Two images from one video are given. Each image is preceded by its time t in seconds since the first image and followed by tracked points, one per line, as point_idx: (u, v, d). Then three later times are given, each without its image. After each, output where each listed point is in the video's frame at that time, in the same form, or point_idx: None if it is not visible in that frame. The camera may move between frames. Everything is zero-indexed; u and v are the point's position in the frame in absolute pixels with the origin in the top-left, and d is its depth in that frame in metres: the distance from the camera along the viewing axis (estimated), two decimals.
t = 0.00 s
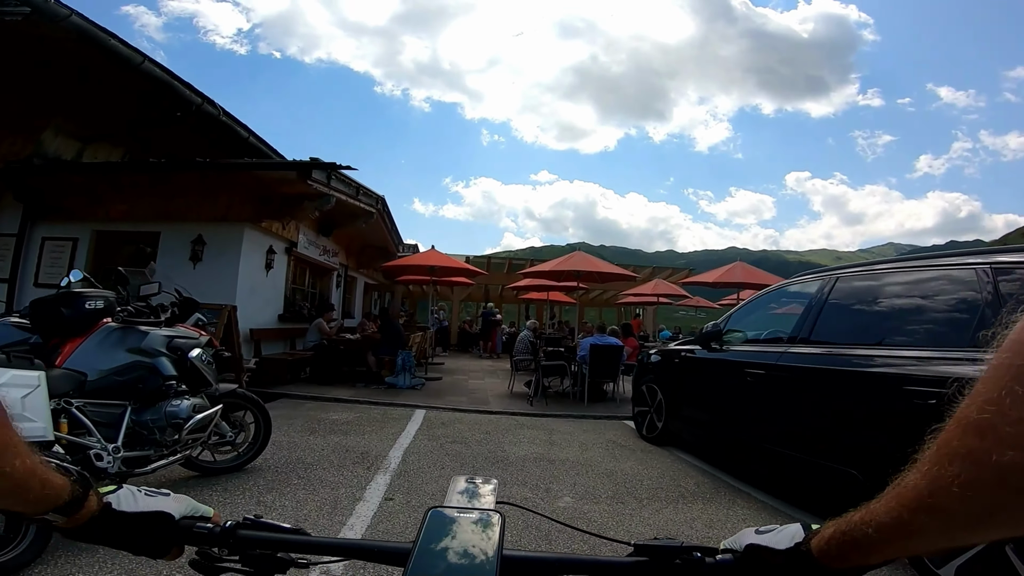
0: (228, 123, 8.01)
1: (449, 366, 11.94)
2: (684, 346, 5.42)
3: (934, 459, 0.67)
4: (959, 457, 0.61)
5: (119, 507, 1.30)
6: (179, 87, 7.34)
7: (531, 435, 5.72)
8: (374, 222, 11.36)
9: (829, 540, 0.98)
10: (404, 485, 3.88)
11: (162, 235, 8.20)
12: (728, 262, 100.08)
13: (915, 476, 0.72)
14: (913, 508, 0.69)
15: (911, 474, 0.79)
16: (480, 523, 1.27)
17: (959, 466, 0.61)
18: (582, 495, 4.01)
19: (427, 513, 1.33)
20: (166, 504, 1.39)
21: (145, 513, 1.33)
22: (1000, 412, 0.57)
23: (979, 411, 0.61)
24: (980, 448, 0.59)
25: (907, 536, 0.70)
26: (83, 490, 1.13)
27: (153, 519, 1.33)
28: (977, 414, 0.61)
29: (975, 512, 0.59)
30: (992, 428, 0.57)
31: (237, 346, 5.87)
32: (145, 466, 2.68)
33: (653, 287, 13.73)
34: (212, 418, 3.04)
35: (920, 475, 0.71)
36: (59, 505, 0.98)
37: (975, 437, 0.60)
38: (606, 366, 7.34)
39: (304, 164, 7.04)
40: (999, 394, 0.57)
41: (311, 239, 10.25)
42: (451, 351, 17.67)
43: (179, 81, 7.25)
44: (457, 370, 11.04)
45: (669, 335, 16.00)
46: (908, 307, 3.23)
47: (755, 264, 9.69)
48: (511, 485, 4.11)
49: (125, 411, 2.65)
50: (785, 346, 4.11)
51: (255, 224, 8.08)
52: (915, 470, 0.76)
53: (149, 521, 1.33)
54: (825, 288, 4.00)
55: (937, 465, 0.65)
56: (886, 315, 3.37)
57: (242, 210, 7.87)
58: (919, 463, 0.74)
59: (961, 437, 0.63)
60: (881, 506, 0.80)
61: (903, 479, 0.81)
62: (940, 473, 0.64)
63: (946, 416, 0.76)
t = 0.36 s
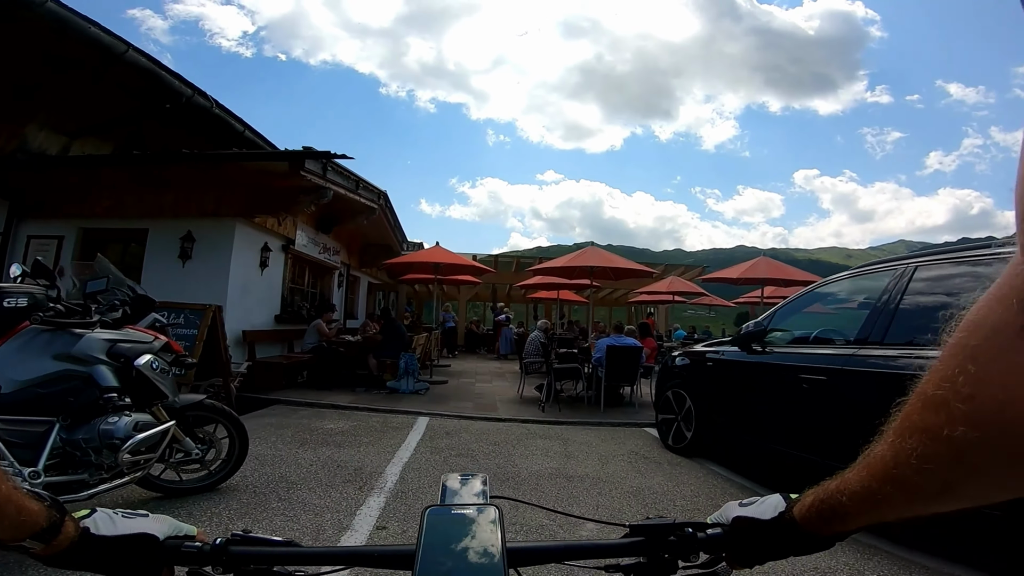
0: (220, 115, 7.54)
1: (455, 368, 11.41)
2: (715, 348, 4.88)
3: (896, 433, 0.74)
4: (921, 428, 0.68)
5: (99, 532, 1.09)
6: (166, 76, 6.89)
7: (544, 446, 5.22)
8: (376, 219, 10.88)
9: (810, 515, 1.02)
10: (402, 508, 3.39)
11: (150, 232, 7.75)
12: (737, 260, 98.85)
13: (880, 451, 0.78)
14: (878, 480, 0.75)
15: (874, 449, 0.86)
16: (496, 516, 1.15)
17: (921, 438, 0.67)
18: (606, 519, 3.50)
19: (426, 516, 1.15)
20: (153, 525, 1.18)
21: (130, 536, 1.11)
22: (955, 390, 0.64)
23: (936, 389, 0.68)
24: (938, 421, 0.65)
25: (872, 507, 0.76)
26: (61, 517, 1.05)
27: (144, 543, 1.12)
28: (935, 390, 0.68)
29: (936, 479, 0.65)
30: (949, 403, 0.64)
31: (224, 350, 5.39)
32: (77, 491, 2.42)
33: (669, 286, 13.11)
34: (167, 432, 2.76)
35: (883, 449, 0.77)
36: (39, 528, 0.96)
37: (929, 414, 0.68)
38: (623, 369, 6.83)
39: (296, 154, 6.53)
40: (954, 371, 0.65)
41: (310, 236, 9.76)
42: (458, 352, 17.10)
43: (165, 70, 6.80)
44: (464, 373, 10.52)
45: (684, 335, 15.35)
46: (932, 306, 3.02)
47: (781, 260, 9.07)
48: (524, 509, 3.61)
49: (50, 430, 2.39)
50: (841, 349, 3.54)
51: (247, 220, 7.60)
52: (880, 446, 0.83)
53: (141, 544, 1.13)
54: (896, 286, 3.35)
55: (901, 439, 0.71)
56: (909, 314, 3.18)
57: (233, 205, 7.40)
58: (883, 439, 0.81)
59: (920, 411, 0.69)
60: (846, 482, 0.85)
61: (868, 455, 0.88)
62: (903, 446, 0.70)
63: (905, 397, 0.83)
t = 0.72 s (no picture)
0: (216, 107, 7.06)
1: (465, 370, 10.89)
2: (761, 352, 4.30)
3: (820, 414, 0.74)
4: (842, 411, 0.68)
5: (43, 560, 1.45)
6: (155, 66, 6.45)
7: (563, 459, 4.71)
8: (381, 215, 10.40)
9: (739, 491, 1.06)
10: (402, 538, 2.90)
11: (140, 229, 7.35)
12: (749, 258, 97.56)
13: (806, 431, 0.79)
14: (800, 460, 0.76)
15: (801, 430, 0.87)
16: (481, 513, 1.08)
17: (841, 423, 0.68)
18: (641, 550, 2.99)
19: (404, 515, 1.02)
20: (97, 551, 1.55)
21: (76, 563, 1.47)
22: (873, 375, 0.65)
23: (853, 375, 0.69)
24: (856, 406, 0.65)
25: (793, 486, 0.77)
26: None
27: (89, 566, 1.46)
28: (854, 375, 0.68)
29: (852, 458, 0.66)
30: (868, 388, 0.65)
31: (212, 354, 4.92)
32: None
33: (689, 284, 12.49)
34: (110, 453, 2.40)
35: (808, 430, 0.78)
36: None
37: (848, 397, 0.67)
38: (646, 371, 6.30)
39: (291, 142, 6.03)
40: (872, 358, 0.66)
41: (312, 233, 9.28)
42: (468, 353, 16.54)
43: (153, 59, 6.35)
44: (474, 375, 9.99)
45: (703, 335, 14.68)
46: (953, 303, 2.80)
47: (813, 253, 8.45)
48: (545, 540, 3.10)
49: None
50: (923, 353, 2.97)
51: (242, 215, 7.15)
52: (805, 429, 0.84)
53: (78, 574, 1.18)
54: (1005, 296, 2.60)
55: (821, 420, 0.72)
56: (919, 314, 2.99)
57: (227, 199, 6.96)
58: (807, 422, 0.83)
59: (841, 394, 0.70)
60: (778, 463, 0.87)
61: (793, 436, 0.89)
62: (824, 427, 0.71)
63: (829, 385, 0.85)
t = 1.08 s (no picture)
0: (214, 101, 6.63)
1: (470, 376, 10.40)
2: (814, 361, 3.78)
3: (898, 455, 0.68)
4: (926, 449, 0.63)
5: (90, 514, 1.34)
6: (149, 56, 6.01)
7: (579, 476, 4.23)
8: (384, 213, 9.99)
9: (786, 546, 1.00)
10: None
11: (127, 227, 6.99)
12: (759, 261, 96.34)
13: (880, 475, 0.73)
14: (873, 503, 0.71)
15: (873, 475, 0.81)
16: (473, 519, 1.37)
17: (925, 462, 0.62)
18: None
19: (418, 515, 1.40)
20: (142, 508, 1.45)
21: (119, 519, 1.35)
22: (966, 409, 0.59)
23: (942, 411, 0.64)
24: (946, 442, 0.60)
25: (864, 531, 0.71)
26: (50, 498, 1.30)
27: (131, 525, 1.35)
28: (944, 409, 0.63)
29: (939, 503, 0.60)
30: (961, 422, 0.59)
31: (192, 357, 4.56)
32: None
33: (706, 285, 11.93)
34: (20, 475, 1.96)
35: (883, 473, 0.72)
36: (31, 503, 1.22)
37: (935, 433, 0.63)
38: (667, 379, 5.82)
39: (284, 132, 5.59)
40: (964, 391, 0.61)
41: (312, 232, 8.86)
42: (474, 358, 16.02)
43: (146, 48, 5.93)
44: (480, 381, 9.51)
45: (719, 339, 14.09)
46: None
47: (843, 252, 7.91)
48: None
49: None
50: None
51: (235, 212, 6.74)
52: (877, 473, 0.78)
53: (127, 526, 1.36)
54: None
55: (900, 461, 0.67)
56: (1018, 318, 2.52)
57: (218, 195, 6.56)
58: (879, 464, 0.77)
59: (927, 430, 0.65)
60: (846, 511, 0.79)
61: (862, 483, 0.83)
62: (904, 469, 0.65)
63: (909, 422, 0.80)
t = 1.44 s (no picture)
0: (198, 88, 5.69)
1: (461, 378, 9.93)
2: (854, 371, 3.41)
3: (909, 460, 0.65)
4: (927, 460, 0.59)
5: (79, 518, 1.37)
6: (125, 37, 5.00)
7: (579, 496, 3.77)
8: (374, 206, 9.49)
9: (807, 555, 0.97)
10: None
11: (93, 214, 6.45)
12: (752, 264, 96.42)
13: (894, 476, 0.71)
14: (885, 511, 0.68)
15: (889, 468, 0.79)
16: (474, 523, 1.22)
17: (928, 476, 0.58)
18: None
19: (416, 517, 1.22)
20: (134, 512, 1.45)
21: (110, 523, 1.38)
22: (968, 421, 0.54)
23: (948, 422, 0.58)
24: (945, 457, 0.55)
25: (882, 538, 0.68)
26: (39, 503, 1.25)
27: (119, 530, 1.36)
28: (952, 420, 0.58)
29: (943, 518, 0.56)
30: (963, 436, 0.54)
31: (147, 355, 4.30)
32: None
33: (708, 287, 11.51)
34: None
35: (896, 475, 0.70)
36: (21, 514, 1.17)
37: (939, 446, 0.58)
38: (673, 386, 5.40)
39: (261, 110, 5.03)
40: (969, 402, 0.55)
41: (296, 224, 8.37)
42: (466, 358, 15.50)
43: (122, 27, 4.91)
44: (472, 384, 9.05)
45: (719, 342, 13.69)
46: None
47: (858, 254, 7.48)
48: None
49: None
50: None
51: (209, 199, 6.24)
52: (892, 470, 0.76)
53: (116, 529, 1.36)
54: None
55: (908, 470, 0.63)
56: None
57: (190, 180, 6.05)
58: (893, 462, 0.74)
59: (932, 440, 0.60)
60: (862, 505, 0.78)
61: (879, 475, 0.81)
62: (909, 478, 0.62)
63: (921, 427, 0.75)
